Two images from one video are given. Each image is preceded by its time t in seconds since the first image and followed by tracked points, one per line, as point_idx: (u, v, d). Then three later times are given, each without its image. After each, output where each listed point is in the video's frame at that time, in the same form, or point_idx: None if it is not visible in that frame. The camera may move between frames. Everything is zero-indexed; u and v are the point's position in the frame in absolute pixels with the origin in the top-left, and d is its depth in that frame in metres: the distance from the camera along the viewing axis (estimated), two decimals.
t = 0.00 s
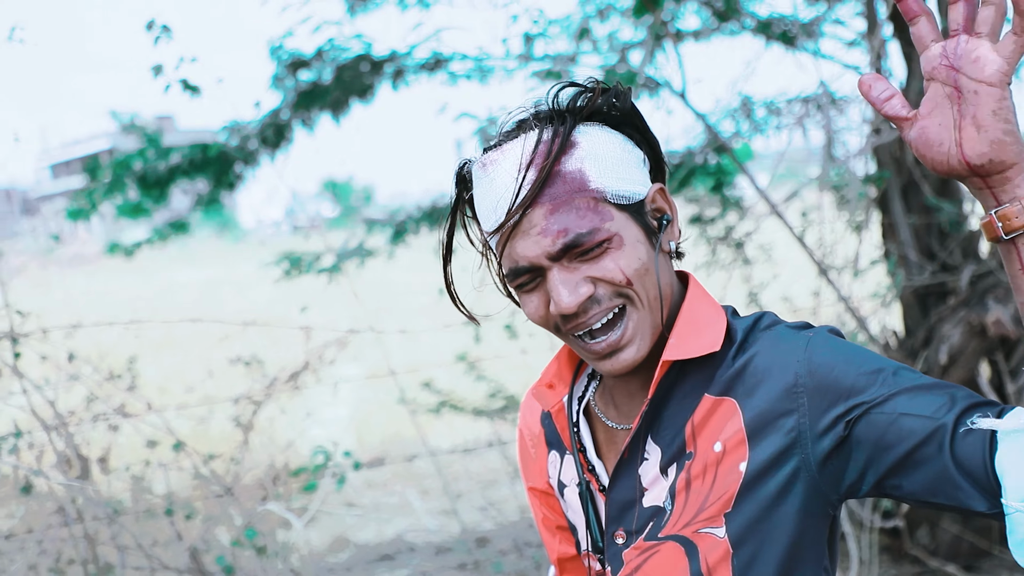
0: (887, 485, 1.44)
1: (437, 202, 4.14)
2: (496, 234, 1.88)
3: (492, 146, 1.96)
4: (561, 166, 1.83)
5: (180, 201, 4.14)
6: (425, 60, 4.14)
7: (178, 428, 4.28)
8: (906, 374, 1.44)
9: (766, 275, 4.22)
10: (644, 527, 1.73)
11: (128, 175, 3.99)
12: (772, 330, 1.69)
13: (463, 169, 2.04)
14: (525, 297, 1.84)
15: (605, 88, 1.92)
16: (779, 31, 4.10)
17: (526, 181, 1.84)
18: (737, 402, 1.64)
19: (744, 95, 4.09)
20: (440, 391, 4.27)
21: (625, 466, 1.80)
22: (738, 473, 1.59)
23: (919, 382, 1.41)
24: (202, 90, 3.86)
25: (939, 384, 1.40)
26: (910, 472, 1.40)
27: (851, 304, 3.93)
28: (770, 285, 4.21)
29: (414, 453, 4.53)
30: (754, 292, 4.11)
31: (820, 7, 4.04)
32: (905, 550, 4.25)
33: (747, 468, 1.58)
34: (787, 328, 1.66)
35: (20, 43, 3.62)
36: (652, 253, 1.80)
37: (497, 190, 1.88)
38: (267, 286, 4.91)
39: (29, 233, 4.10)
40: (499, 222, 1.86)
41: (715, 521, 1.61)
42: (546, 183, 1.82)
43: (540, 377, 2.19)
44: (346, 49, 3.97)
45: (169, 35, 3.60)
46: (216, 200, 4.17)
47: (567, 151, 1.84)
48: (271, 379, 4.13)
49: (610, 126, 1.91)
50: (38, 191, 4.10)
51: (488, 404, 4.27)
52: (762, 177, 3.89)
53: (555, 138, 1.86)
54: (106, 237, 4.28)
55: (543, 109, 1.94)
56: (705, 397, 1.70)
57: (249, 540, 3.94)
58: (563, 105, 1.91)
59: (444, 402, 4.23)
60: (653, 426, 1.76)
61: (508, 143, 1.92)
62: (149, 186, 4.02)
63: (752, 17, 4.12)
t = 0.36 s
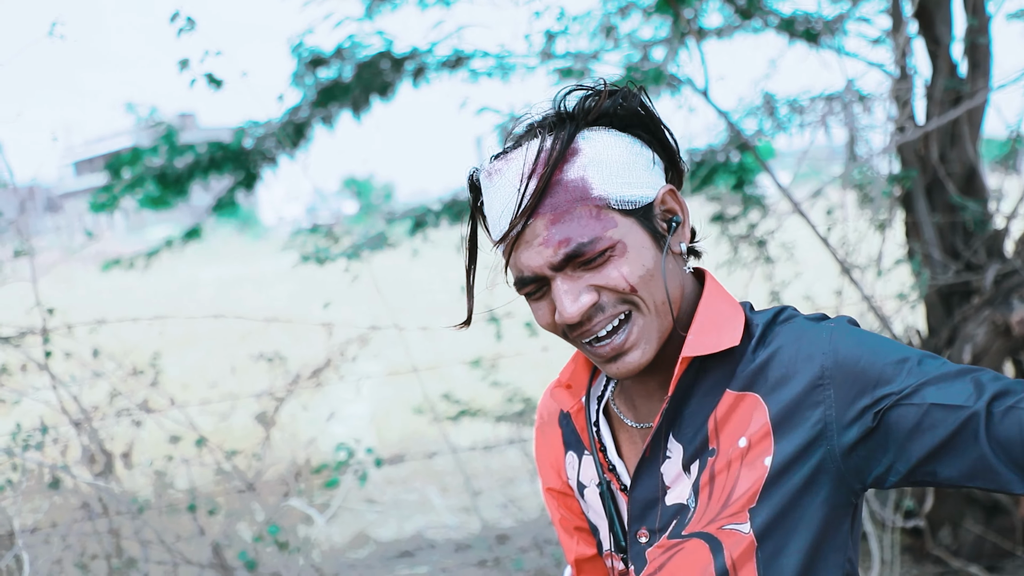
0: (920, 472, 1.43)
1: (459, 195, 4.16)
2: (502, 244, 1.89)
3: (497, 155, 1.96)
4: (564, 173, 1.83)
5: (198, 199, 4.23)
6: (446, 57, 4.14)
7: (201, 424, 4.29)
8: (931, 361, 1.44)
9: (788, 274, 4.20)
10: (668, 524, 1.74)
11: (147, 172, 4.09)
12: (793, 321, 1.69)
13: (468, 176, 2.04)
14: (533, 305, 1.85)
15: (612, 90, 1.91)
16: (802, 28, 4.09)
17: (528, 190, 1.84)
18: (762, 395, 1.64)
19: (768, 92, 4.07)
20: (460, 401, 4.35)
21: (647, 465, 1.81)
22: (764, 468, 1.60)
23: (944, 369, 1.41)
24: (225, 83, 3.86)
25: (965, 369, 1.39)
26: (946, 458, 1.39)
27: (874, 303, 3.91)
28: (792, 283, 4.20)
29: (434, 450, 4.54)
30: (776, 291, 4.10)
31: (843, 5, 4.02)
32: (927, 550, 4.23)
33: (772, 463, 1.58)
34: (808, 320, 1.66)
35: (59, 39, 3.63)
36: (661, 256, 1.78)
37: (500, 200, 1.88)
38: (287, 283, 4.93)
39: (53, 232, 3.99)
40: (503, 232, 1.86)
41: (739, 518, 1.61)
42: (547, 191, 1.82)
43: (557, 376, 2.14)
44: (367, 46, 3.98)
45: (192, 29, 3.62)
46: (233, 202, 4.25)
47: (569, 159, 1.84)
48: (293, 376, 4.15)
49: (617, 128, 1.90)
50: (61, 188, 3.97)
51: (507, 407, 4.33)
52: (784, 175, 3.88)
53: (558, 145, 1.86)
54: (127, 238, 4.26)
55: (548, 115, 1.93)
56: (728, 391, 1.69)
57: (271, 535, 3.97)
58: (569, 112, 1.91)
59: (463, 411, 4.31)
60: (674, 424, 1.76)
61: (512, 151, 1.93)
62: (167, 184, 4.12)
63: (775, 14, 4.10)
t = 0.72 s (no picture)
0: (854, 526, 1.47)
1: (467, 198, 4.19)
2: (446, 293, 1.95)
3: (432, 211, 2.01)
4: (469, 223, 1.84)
5: (204, 190, 4.25)
6: (456, 54, 4.14)
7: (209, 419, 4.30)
8: (888, 446, 1.40)
9: (796, 273, 4.20)
10: (644, 530, 1.72)
11: (155, 164, 4.07)
12: (750, 354, 1.59)
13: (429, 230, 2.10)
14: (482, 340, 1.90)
15: (506, 134, 1.90)
16: (812, 27, 4.08)
17: (444, 245, 1.89)
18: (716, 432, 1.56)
19: (776, 91, 4.06)
20: (467, 414, 4.43)
21: (622, 469, 1.79)
22: (720, 495, 1.56)
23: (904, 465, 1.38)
24: (234, 84, 3.87)
25: (925, 470, 1.38)
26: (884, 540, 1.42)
27: (883, 302, 3.94)
28: (800, 282, 4.20)
29: (441, 448, 4.56)
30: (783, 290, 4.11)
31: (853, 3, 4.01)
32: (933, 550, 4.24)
33: (728, 495, 1.55)
34: (767, 357, 1.57)
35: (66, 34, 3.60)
36: (577, 285, 1.72)
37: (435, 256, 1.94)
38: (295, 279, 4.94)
39: (61, 227, 4.06)
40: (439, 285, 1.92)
41: (704, 538, 1.60)
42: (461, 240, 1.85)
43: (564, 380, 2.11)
44: (377, 42, 3.98)
45: (204, 27, 3.63)
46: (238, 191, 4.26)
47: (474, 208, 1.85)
48: (301, 372, 4.16)
49: (524, 165, 1.86)
50: (70, 184, 4.05)
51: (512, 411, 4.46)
52: (793, 174, 3.90)
53: (464, 195, 1.88)
54: (135, 232, 4.20)
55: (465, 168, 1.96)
56: (678, 401, 1.63)
57: (279, 532, 4.04)
58: (479, 161, 1.92)
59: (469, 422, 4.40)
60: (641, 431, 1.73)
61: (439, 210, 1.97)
62: (174, 174, 4.09)
63: (784, 13, 4.10)
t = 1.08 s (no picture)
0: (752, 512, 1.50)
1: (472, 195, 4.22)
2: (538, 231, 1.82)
3: (547, 140, 1.81)
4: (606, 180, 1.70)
5: (215, 181, 4.21)
6: (462, 47, 4.13)
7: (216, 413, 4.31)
8: (816, 495, 1.35)
9: (804, 264, 4.18)
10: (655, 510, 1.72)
11: (166, 155, 4.07)
12: (794, 359, 1.54)
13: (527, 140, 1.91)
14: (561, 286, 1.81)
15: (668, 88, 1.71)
16: (818, 18, 4.06)
17: (566, 191, 1.73)
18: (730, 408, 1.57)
19: (783, 83, 4.05)
20: (473, 411, 4.39)
21: (651, 448, 1.79)
22: (727, 485, 1.54)
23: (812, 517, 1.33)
24: (239, 79, 3.88)
25: (822, 537, 1.33)
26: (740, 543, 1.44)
27: (889, 295, 3.94)
28: (808, 274, 4.19)
29: (448, 441, 4.57)
30: (791, 282, 4.10)
31: None
32: (940, 541, 4.24)
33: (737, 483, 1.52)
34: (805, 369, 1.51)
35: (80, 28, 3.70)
36: (693, 272, 1.66)
37: (544, 189, 1.78)
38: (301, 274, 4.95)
39: (69, 221, 4.04)
40: (541, 221, 1.79)
41: (712, 526, 1.57)
42: (586, 193, 1.71)
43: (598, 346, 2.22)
44: (382, 35, 3.97)
45: (206, 25, 3.64)
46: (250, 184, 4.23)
47: (616, 167, 1.70)
48: (307, 366, 4.15)
49: (671, 129, 1.71)
50: (77, 178, 4.00)
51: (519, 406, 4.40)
52: (800, 166, 3.87)
53: (603, 146, 1.72)
54: (142, 226, 4.17)
55: (602, 104, 1.76)
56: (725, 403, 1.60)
57: (285, 524, 4.01)
58: (622, 105, 1.72)
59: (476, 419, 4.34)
60: (678, 414, 1.72)
61: (563, 140, 1.78)
62: (185, 165, 4.09)
63: (790, 4, 4.10)
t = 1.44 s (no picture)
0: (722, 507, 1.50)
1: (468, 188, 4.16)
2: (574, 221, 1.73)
3: (597, 125, 1.75)
4: (667, 176, 1.67)
5: (212, 179, 4.23)
6: (458, 44, 4.13)
7: (213, 411, 4.31)
8: (776, 481, 1.36)
9: (800, 260, 4.19)
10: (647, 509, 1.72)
11: (162, 154, 4.08)
12: (778, 357, 1.56)
13: (551, 126, 1.80)
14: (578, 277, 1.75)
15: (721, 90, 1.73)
16: (813, 15, 4.06)
17: (626, 183, 1.68)
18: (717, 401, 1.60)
19: (779, 79, 4.05)
20: (470, 405, 4.30)
21: (643, 447, 1.80)
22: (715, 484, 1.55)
23: (769, 502, 1.34)
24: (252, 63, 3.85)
25: (774, 527, 1.33)
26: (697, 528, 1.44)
27: (885, 290, 3.91)
28: (804, 270, 4.20)
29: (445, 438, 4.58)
30: (787, 278, 4.10)
31: None
32: (936, 535, 4.25)
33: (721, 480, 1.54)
34: (787, 367, 1.53)
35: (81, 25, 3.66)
36: (718, 270, 1.72)
37: (593, 180, 1.71)
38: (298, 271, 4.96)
39: (65, 220, 3.97)
40: (583, 214, 1.71)
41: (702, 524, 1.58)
42: (643, 188, 1.67)
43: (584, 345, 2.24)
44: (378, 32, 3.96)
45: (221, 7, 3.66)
46: (248, 182, 4.25)
47: (672, 164, 1.68)
48: (304, 363, 4.14)
49: (716, 132, 1.74)
50: (73, 177, 3.94)
51: (515, 401, 4.34)
52: (796, 163, 3.89)
53: (666, 142, 1.69)
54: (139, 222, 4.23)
55: (656, 96, 1.72)
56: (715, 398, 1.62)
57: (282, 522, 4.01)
58: (680, 100, 1.70)
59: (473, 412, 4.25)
60: (670, 412, 1.73)
61: (614, 131, 1.73)
62: (183, 164, 4.10)
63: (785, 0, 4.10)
